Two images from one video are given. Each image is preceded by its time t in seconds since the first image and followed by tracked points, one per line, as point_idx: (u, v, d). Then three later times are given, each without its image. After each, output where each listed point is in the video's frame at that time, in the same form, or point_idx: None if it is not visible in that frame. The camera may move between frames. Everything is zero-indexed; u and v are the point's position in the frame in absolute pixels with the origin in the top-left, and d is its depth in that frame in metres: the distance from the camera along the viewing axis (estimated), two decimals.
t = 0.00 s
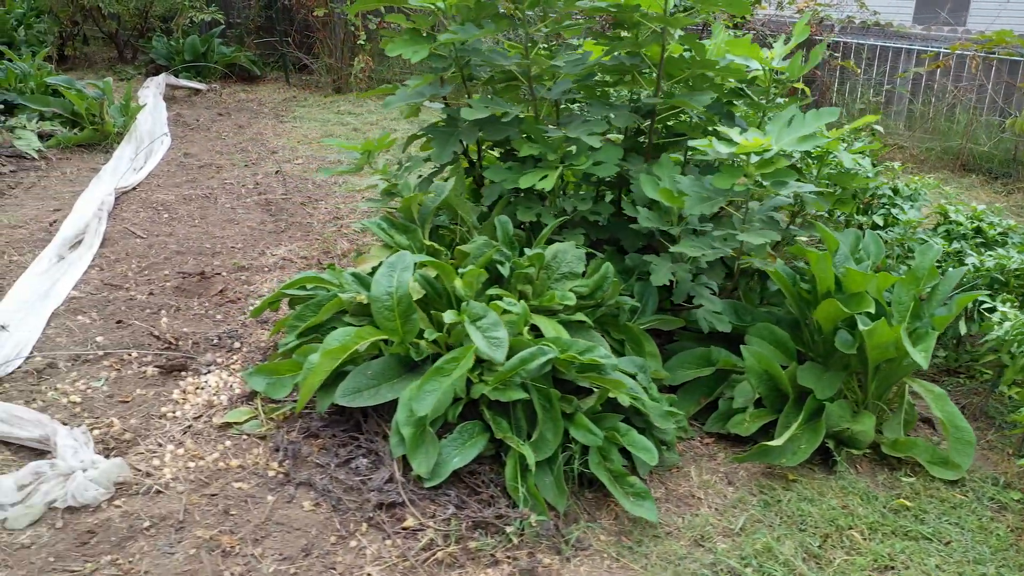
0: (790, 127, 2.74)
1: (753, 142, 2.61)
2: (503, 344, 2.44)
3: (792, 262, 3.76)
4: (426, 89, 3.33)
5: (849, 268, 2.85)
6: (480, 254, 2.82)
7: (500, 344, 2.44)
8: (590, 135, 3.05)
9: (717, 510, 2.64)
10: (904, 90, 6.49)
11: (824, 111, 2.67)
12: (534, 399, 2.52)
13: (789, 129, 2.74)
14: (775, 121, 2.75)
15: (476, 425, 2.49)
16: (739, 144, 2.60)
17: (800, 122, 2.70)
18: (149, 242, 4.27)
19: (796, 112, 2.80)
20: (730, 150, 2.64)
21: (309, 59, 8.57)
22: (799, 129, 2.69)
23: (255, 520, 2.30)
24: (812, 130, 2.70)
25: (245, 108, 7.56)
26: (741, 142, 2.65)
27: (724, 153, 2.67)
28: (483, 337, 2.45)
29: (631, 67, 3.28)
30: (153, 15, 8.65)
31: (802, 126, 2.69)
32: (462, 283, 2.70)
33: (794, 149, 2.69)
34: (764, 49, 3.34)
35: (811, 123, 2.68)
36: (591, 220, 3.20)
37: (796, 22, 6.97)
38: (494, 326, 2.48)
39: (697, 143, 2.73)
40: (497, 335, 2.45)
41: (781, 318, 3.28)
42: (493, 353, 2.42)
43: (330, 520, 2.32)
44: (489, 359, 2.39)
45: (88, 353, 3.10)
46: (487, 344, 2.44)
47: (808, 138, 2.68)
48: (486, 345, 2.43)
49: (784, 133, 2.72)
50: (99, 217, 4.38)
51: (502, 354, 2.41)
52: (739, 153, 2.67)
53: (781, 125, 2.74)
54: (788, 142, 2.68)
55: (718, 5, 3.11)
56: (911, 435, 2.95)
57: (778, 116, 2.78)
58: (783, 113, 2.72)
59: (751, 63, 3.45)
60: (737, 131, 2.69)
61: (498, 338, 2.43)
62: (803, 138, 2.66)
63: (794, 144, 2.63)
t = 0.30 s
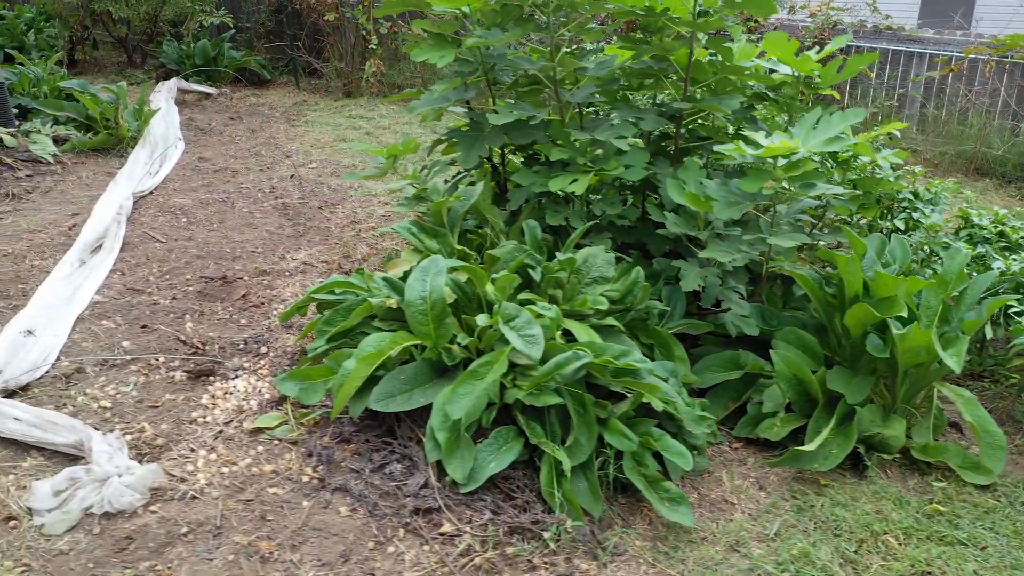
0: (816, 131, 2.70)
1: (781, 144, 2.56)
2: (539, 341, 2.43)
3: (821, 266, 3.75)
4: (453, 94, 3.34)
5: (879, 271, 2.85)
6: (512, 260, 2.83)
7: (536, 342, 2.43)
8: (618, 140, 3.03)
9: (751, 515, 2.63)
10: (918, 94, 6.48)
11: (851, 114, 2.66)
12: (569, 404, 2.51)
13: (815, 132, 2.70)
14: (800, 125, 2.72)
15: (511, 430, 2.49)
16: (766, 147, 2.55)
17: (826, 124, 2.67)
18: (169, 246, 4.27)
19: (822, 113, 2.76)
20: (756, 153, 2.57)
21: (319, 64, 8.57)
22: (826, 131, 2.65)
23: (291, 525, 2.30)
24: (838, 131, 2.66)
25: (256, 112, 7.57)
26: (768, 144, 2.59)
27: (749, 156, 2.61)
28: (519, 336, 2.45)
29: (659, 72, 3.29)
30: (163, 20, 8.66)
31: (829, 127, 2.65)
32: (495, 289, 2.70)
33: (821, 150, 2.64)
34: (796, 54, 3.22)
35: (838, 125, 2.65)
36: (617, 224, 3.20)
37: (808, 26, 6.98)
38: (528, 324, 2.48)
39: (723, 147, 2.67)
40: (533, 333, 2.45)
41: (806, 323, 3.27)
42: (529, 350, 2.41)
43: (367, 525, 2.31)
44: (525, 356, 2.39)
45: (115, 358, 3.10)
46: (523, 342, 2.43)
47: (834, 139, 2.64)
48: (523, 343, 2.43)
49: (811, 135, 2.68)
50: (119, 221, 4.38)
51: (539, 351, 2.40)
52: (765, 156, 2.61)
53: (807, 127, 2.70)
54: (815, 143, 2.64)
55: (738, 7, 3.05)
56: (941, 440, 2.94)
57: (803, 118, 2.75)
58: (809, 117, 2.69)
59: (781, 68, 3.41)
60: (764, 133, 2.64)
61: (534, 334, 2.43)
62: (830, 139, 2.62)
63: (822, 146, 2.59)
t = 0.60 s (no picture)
0: (854, 145, 2.73)
1: (820, 158, 2.57)
2: (582, 354, 2.40)
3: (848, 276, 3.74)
4: (480, 104, 3.33)
5: (913, 281, 2.84)
6: (546, 271, 2.83)
7: (580, 355, 2.40)
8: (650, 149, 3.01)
9: (788, 527, 2.62)
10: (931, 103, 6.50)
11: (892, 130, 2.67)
12: (607, 415, 2.51)
13: (853, 147, 2.73)
14: (838, 139, 2.75)
15: (549, 442, 2.48)
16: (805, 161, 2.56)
17: (865, 139, 2.69)
18: (191, 256, 4.26)
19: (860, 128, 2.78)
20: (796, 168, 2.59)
21: (330, 73, 8.59)
22: (866, 147, 2.67)
23: (332, 538, 2.28)
24: (877, 147, 2.68)
25: (268, 121, 7.57)
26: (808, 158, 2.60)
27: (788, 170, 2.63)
28: (562, 349, 2.42)
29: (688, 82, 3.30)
30: (174, 30, 8.68)
31: (868, 143, 2.67)
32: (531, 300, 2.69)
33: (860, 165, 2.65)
34: (829, 68, 3.27)
35: (878, 141, 2.67)
36: (647, 234, 3.20)
37: (820, 36, 7.00)
38: (572, 337, 2.45)
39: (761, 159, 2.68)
40: (576, 346, 2.42)
41: (834, 333, 3.26)
42: (573, 363, 2.38)
43: (408, 538, 2.30)
44: (569, 369, 2.35)
45: (145, 369, 3.09)
46: (566, 354, 2.40)
47: (874, 155, 2.66)
48: (566, 356, 2.40)
49: (849, 150, 2.70)
50: (140, 230, 4.37)
51: (583, 364, 2.37)
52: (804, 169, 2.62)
53: (845, 142, 2.73)
54: (854, 158, 2.66)
55: (773, 20, 3.08)
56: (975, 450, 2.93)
57: (841, 133, 2.77)
58: (848, 131, 2.73)
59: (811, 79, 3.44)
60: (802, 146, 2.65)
61: (576, 347, 2.40)
62: (870, 155, 2.63)
63: (862, 160, 2.60)
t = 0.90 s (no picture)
0: (895, 150, 2.75)
1: (863, 159, 2.59)
2: (629, 357, 2.42)
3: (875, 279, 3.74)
4: (510, 107, 3.32)
5: (949, 284, 2.82)
6: (581, 274, 2.83)
7: (626, 357, 2.43)
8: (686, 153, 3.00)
9: (827, 530, 2.61)
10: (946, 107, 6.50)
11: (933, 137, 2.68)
12: (646, 418, 2.50)
13: (894, 151, 2.75)
14: (879, 143, 2.77)
15: (588, 446, 2.47)
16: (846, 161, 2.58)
17: (907, 144, 2.72)
18: (213, 260, 4.25)
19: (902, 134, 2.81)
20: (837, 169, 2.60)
21: (341, 77, 8.59)
22: (908, 151, 2.69)
23: (375, 542, 2.27)
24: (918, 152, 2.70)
25: (281, 125, 7.57)
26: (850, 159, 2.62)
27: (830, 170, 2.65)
28: (608, 351, 2.44)
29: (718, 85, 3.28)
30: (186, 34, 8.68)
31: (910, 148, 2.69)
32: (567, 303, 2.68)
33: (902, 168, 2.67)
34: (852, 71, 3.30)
35: (920, 146, 2.68)
36: (678, 237, 3.20)
37: (834, 39, 7.01)
38: (617, 340, 2.47)
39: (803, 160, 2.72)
40: (621, 348, 2.44)
41: (864, 335, 3.25)
42: (620, 365, 2.41)
43: (451, 542, 2.29)
44: (616, 371, 2.38)
45: (175, 372, 3.08)
46: (612, 357, 2.42)
47: (916, 159, 2.68)
48: (612, 358, 2.42)
49: (890, 153, 2.72)
50: (162, 234, 4.37)
51: (630, 366, 2.39)
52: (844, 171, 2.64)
53: (887, 146, 2.75)
54: (895, 161, 2.67)
55: (804, 21, 3.06)
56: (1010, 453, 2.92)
57: (883, 137, 2.80)
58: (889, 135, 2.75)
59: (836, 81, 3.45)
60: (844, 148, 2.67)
61: (623, 349, 2.42)
62: (911, 159, 2.65)
63: (903, 163, 2.62)
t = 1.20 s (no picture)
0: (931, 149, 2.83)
1: (903, 157, 2.62)
2: (671, 355, 2.41)
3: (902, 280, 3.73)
4: (539, 107, 3.30)
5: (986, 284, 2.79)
6: (616, 275, 2.82)
7: (668, 355, 2.41)
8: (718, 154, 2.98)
9: (865, 531, 2.60)
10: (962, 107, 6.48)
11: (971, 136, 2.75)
12: (685, 418, 2.49)
13: (931, 151, 2.82)
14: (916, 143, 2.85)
15: (628, 446, 2.46)
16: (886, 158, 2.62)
17: (943, 144, 2.79)
18: (235, 260, 4.24)
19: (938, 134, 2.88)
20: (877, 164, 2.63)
21: (352, 77, 8.57)
22: (946, 150, 2.75)
23: (416, 544, 2.26)
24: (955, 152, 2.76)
25: (293, 125, 7.56)
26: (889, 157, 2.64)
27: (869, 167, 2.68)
28: (650, 350, 2.43)
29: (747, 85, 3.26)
30: (196, 34, 8.66)
31: (948, 147, 2.76)
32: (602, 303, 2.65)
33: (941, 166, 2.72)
34: (881, 73, 3.28)
35: (957, 146, 2.75)
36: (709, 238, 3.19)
37: (849, 39, 7.00)
38: (658, 338, 2.46)
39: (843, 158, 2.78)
40: (663, 347, 2.43)
41: (894, 335, 3.23)
42: (662, 364, 2.39)
43: (493, 544, 2.28)
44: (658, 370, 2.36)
45: (205, 374, 3.07)
46: (654, 355, 2.42)
47: (954, 157, 2.74)
48: (654, 357, 2.41)
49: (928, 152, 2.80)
50: (183, 234, 4.35)
51: (670, 365, 2.36)
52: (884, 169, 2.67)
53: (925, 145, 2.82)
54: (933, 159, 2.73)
55: (835, 21, 3.04)
56: None
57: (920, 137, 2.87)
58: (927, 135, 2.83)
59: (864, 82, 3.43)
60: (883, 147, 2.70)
61: (665, 347, 2.41)
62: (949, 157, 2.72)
63: (941, 161, 2.69)
